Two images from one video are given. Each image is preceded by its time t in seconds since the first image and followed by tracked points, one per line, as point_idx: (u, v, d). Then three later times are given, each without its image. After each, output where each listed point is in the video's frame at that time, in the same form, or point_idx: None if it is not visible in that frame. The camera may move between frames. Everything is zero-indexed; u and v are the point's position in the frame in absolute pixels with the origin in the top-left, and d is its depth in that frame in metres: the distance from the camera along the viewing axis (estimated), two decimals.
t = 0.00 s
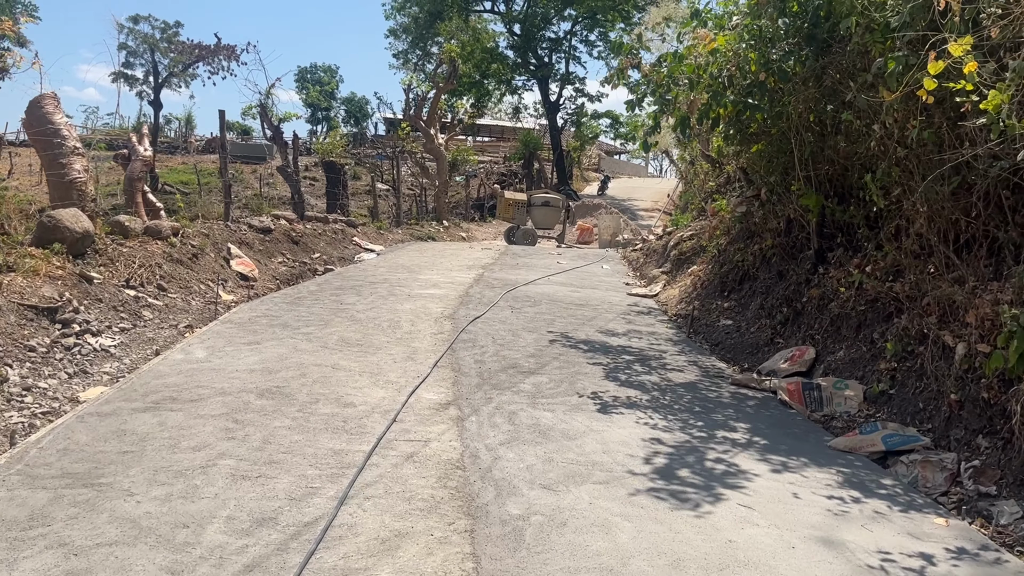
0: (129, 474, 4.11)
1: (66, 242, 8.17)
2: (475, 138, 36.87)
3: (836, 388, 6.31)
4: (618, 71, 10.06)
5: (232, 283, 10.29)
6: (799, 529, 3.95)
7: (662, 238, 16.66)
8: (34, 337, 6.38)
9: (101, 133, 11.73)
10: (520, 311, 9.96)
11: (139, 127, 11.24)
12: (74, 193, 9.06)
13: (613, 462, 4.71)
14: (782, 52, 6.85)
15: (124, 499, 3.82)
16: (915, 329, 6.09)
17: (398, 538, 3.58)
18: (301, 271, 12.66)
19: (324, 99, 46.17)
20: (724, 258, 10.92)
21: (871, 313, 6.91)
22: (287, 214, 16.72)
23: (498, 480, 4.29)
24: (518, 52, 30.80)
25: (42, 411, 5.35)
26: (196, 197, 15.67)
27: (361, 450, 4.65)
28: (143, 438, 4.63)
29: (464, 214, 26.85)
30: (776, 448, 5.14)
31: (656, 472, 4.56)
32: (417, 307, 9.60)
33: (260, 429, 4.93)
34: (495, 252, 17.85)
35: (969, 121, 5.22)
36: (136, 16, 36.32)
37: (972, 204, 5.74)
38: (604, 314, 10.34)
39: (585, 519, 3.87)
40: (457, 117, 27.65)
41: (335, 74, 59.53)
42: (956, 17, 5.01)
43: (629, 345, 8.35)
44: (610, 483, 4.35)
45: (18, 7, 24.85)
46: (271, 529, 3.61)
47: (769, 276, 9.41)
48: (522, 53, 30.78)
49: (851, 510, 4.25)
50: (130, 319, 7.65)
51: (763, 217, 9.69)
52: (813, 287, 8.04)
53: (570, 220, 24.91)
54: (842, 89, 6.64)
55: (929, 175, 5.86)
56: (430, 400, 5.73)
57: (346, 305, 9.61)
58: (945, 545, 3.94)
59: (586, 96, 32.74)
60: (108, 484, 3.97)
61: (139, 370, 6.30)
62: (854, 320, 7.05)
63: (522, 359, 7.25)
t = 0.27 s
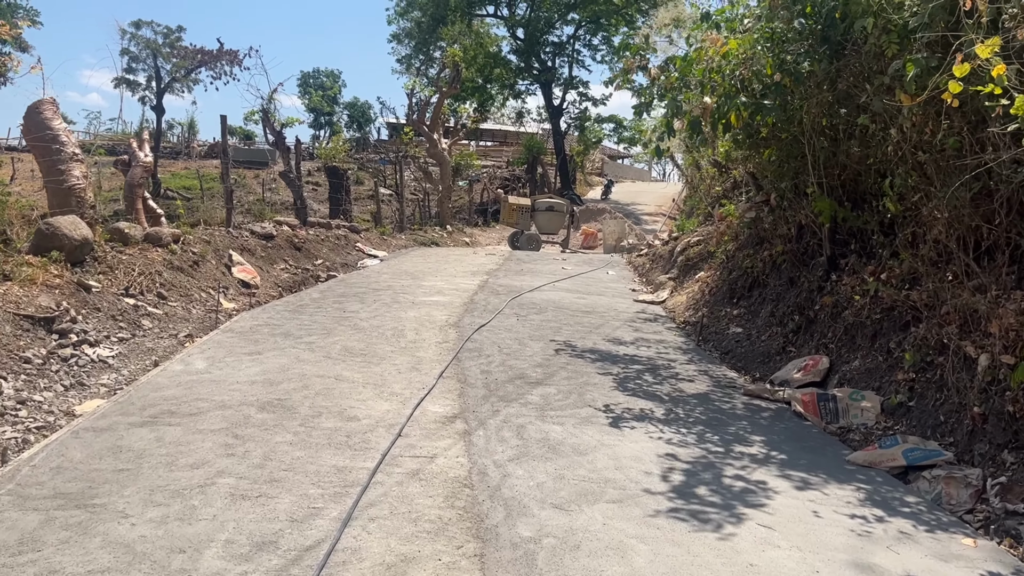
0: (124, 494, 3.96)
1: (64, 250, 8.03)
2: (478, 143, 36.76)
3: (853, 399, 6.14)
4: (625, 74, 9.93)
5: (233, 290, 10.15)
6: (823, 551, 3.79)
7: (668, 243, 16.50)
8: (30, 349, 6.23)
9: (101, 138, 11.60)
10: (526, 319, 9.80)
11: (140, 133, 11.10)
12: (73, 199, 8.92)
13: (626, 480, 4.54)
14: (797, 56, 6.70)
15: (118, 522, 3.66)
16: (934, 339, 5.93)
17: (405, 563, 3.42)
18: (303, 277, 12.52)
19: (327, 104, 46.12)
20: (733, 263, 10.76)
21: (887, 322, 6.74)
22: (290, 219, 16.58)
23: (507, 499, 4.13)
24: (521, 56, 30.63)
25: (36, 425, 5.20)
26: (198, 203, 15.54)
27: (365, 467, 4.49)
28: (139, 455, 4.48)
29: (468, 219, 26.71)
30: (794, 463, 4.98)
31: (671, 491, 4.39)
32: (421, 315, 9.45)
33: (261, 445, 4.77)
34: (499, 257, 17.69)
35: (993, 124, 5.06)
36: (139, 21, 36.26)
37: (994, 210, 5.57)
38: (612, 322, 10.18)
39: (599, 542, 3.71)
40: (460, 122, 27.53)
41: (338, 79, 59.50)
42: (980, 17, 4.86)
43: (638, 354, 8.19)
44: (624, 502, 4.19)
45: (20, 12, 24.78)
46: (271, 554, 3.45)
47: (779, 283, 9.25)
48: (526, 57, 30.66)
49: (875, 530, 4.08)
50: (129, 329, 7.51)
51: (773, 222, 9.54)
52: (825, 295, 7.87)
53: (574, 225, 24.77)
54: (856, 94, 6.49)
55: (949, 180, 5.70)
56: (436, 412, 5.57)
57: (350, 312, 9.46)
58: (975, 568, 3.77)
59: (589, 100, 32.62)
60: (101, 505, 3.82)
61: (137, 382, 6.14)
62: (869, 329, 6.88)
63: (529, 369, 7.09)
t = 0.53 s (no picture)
0: (114, 513, 3.82)
1: (59, 257, 7.90)
2: (480, 147, 36.66)
3: (866, 409, 5.99)
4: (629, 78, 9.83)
5: (232, 297, 10.01)
6: (843, 572, 3.63)
7: (672, 247, 16.36)
8: (23, 359, 6.10)
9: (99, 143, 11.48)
10: (529, 325, 9.65)
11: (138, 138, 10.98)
12: (69, 205, 8.79)
13: (635, 495, 4.39)
14: (809, 55, 6.54)
15: (107, 544, 3.52)
16: (950, 347, 5.78)
17: None
18: (304, 283, 12.38)
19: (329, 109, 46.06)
20: (739, 268, 10.61)
21: (900, 329, 6.58)
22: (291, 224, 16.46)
23: (513, 517, 3.98)
24: (524, 60, 30.55)
25: (27, 439, 5.06)
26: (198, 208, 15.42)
27: (365, 483, 4.33)
28: (131, 471, 4.34)
29: (470, 223, 26.58)
30: (808, 477, 4.83)
31: (682, 508, 4.24)
32: (423, 322, 9.30)
33: (258, 459, 4.62)
34: (502, 262, 17.55)
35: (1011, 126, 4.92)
36: (141, 26, 36.23)
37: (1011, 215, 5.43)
38: (617, 328, 10.02)
39: (609, 563, 3.56)
40: (462, 126, 27.43)
41: (340, 84, 59.49)
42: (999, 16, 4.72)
43: (645, 361, 8.04)
44: (634, 520, 4.04)
45: (21, 17, 24.71)
46: None
47: (788, 288, 9.10)
48: (528, 61, 30.57)
49: (895, 548, 3.92)
50: (125, 338, 7.37)
51: (780, 227, 9.39)
52: (835, 301, 7.72)
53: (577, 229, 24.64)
54: (868, 96, 6.36)
55: (964, 184, 5.56)
56: (438, 424, 5.42)
57: (350, 319, 9.31)
58: None
59: (591, 104, 32.52)
60: (90, 525, 3.68)
61: (132, 392, 6.01)
62: (882, 336, 6.72)
63: (534, 378, 6.94)
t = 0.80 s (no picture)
0: (94, 528, 3.67)
1: (50, 260, 7.74)
2: (480, 148, 36.52)
3: (876, 415, 5.83)
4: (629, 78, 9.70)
5: (227, 301, 9.85)
6: None
7: (674, 249, 16.20)
8: (9, 365, 5.95)
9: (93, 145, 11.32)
10: (530, 329, 9.48)
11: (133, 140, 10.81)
12: (61, 208, 8.64)
13: (639, 508, 4.23)
14: (817, 48, 6.37)
15: (84, 562, 3.37)
16: (962, 351, 5.61)
17: None
18: (301, 286, 12.22)
19: (329, 111, 45.94)
20: (743, 270, 10.45)
21: (909, 333, 6.42)
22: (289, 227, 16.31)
23: (511, 532, 3.82)
24: (523, 62, 30.52)
25: (10, 449, 4.91)
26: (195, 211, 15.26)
27: (358, 495, 4.16)
28: (115, 483, 4.18)
29: (470, 225, 26.42)
30: (817, 487, 4.66)
31: (688, 521, 4.07)
32: (421, 326, 9.14)
33: (247, 470, 4.46)
34: (502, 264, 17.38)
35: None
36: (140, 28, 36.09)
37: None
38: (618, 331, 9.85)
39: None
40: (462, 128, 27.29)
41: (340, 86, 59.41)
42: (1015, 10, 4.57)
43: (647, 365, 7.88)
44: (638, 534, 3.88)
45: (19, 19, 24.59)
46: None
47: (792, 290, 8.94)
48: (528, 63, 30.45)
49: (912, 564, 3.75)
50: (116, 343, 7.21)
51: (784, 228, 9.23)
52: (842, 304, 7.55)
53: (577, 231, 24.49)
54: (877, 93, 6.22)
55: (977, 184, 5.40)
56: (435, 432, 5.26)
57: (347, 323, 9.15)
58: None
59: (592, 105, 32.40)
60: (68, 542, 3.53)
61: (121, 400, 5.84)
62: (890, 340, 6.56)
63: (534, 383, 6.77)
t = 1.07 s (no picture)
0: (68, 550, 3.52)
1: (37, 266, 7.58)
2: (479, 150, 36.36)
3: (882, 424, 5.67)
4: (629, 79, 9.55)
5: (220, 306, 9.68)
6: None
7: (674, 251, 16.03)
8: None
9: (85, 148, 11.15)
10: (527, 334, 9.31)
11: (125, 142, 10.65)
12: (49, 212, 8.47)
13: (638, 524, 4.07)
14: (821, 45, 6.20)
15: None
16: (971, 359, 5.46)
17: None
18: (296, 291, 12.06)
19: (327, 113, 45.76)
20: (743, 274, 10.29)
21: (916, 339, 6.26)
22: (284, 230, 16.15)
23: (505, 552, 3.66)
24: (521, 63, 30.25)
25: None
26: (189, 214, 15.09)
27: (346, 512, 4.00)
28: (93, 500, 4.04)
29: (468, 227, 26.27)
30: (823, 502, 4.50)
31: (689, 539, 3.91)
32: (417, 331, 8.97)
33: (232, 485, 4.30)
34: (500, 267, 17.21)
35: None
36: (137, 31, 35.91)
37: None
38: (617, 336, 9.69)
39: None
40: (461, 129, 27.12)
41: (339, 88, 59.26)
42: None
43: (647, 372, 7.71)
44: (638, 554, 3.72)
45: (14, 22, 24.42)
46: None
47: (794, 294, 8.78)
48: (526, 65, 30.29)
49: None
50: (103, 350, 7.05)
51: (786, 230, 9.08)
52: (846, 309, 7.39)
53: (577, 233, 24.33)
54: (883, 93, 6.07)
55: (986, 187, 5.25)
56: (428, 444, 5.09)
57: (341, 329, 8.98)
58: None
59: (591, 107, 32.23)
60: (40, 566, 3.39)
61: (105, 411, 5.68)
62: (896, 346, 6.40)
63: (531, 392, 6.61)
